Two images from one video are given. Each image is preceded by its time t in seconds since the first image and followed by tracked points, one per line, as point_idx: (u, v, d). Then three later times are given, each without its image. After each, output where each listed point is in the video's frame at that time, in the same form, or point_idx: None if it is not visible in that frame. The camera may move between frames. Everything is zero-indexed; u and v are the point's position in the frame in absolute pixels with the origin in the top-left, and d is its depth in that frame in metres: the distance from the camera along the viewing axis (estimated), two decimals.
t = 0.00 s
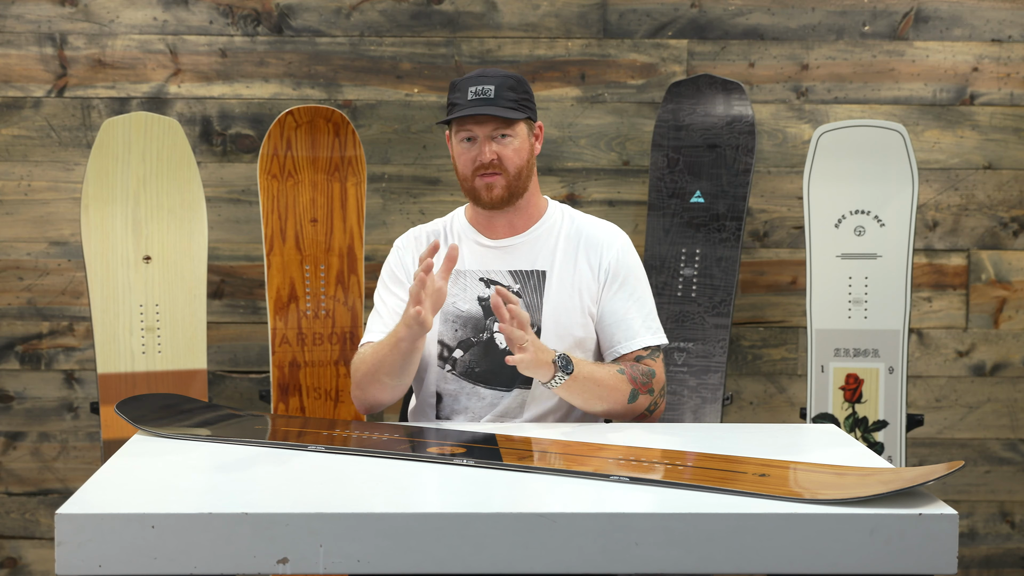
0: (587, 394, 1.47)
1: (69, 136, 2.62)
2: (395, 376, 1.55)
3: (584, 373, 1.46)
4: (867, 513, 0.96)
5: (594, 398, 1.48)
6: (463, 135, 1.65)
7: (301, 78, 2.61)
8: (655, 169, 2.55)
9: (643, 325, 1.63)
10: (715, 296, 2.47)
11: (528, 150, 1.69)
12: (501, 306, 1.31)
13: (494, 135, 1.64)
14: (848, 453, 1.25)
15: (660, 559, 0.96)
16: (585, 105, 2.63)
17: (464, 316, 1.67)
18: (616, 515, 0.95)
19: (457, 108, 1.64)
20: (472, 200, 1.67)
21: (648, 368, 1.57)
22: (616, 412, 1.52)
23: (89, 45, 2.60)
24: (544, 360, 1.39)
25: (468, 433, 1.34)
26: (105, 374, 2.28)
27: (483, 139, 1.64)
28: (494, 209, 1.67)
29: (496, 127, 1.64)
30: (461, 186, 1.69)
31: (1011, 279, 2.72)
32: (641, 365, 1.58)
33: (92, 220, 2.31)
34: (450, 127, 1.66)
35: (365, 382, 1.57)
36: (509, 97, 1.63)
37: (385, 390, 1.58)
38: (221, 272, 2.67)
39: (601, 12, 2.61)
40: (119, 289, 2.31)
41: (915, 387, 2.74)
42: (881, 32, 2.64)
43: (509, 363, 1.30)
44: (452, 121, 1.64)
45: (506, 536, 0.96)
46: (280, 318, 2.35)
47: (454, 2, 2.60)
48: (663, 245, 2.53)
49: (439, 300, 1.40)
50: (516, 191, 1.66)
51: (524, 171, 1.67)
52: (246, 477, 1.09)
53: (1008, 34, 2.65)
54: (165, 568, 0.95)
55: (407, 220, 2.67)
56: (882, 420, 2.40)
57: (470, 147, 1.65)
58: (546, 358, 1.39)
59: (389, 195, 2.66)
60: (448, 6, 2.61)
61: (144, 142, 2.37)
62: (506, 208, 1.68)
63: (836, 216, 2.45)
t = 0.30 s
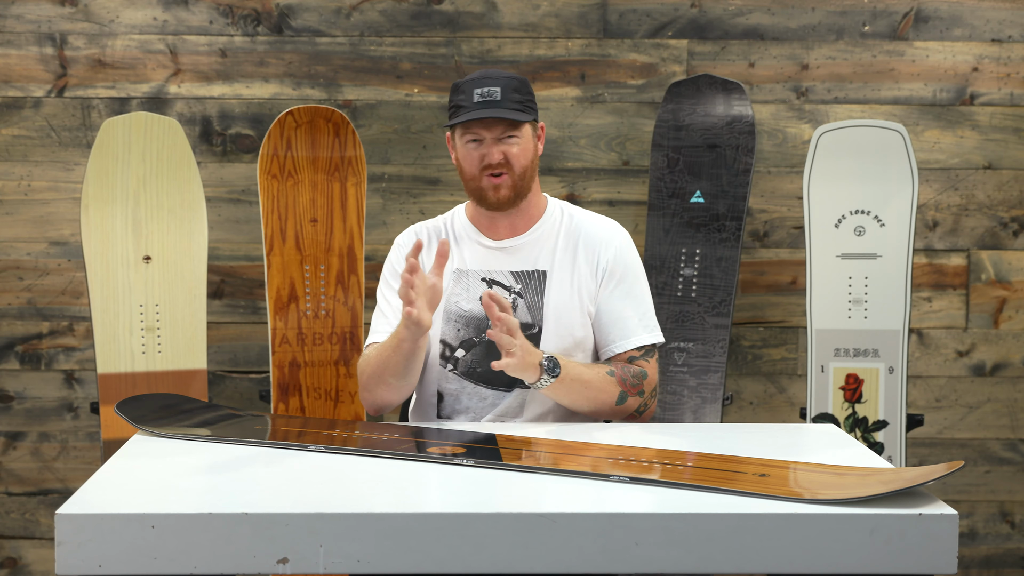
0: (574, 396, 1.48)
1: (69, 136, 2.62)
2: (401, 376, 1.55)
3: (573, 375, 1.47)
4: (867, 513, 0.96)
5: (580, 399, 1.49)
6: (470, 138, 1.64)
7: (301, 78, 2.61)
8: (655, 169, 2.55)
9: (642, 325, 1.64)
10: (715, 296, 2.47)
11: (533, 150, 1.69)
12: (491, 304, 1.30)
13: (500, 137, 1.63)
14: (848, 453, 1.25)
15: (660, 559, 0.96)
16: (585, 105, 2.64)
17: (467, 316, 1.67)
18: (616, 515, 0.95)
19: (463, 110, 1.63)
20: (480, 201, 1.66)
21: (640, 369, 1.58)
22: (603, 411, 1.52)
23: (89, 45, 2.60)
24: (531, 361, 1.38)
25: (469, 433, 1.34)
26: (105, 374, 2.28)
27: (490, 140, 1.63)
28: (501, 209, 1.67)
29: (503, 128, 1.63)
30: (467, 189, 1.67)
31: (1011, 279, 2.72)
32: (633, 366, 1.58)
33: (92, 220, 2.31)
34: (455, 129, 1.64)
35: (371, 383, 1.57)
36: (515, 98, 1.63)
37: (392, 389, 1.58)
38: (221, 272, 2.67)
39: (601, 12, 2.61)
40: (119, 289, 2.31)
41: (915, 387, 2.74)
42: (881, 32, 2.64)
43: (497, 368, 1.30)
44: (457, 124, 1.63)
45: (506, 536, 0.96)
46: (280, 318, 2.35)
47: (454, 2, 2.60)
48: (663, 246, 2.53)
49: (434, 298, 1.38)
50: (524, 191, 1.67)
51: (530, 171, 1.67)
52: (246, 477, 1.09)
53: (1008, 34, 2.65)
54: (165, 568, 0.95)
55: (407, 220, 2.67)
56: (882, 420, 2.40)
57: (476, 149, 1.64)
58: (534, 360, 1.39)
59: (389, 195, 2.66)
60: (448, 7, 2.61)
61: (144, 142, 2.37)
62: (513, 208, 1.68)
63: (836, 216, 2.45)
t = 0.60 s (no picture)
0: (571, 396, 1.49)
1: (69, 136, 2.62)
2: (416, 379, 1.54)
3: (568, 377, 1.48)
4: (867, 513, 0.96)
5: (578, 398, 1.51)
6: (477, 137, 1.64)
7: (301, 78, 2.61)
8: (655, 169, 2.55)
9: (639, 325, 1.64)
10: (715, 296, 2.47)
11: (539, 150, 1.69)
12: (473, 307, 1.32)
13: (508, 135, 1.64)
14: (847, 452, 1.25)
15: (660, 558, 0.96)
16: (585, 105, 2.64)
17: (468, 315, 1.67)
18: (616, 515, 0.95)
19: (470, 109, 1.62)
20: (485, 200, 1.65)
21: (633, 369, 1.58)
22: (599, 412, 1.53)
23: (89, 45, 2.60)
24: (518, 360, 1.40)
25: (470, 433, 1.34)
26: (105, 374, 2.28)
27: (498, 139, 1.63)
28: (507, 208, 1.66)
29: (510, 127, 1.63)
30: (472, 188, 1.66)
31: (1011, 279, 2.72)
32: (626, 366, 1.58)
33: (92, 220, 2.31)
34: (462, 127, 1.64)
35: (386, 386, 1.56)
36: (522, 98, 1.63)
37: (406, 391, 1.57)
38: (221, 272, 2.67)
39: (601, 12, 2.61)
40: (119, 289, 2.31)
41: (915, 387, 2.74)
42: (881, 32, 2.64)
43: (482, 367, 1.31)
44: (465, 123, 1.63)
45: (506, 536, 0.96)
46: (280, 318, 2.35)
47: (454, 2, 2.60)
48: (663, 245, 2.53)
49: (450, 300, 1.38)
50: (530, 190, 1.66)
51: (536, 170, 1.68)
52: (246, 477, 1.09)
53: (1008, 34, 2.65)
54: (165, 568, 0.95)
55: (407, 220, 2.67)
56: (882, 420, 2.40)
57: (484, 148, 1.64)
58: (520, 360, 1.41)
59: (389, 195, 2.66)
60: (448, 7, 2.61)
61: (144, 142, 2.37)
62: (518, 208, 1.67)
63: (836, 216, 2.45)
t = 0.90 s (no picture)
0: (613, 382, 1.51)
1: (69, 136, 2.62)
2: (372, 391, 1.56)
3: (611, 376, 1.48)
4: (867, 513, 0.96)
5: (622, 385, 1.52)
6: (488, 138, 1.63)
7: (301, 78, 2.62)
8: (655, 169, 2.55)
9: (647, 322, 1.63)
10: (715, 296, 2.47)
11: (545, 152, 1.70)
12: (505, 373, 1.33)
13: (519, 137, 1.64)
14: (848, 452, 1.25)
15: (660, 559, 0.96)
16: (585, 105, 2.64)
17: (466, 322, 1.67)
18: (616, 515, 0.95)
19: (481, 110, 1.62)
20: (495, 202, 1.64)
21: (667, 358, 1.57)
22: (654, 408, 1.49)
23: (89, 45, 2.60)
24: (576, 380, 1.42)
25: (471, 433, 1.34)
26: (105, 374, 2.28)
27: (509, 141, 1.63)
28: (514, 211, 1.66)
29: (521, 129, 1.64)
30: (481, 190, 1.65)
31: (1011, 279, 2.72)
32: (660, 357, 1.58)
33: (92, 220, 2.31)
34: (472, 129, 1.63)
35: (345, 398, 1.58)
36: (531, 99, 1.64)
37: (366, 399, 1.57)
38: (221, 272, 2.67)
39: (601, 12, 2.61)
40: (119, 289, 2.31)
41: (915, 387, 2.74)
42: (881, 32, 2.64)
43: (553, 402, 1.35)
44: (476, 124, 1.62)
45: (506, 536, 0.96)
46: (280, 318, 2.35)
47: (454, 2, 2.60)
48: (663, 245, 2.53)
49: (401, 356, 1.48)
50: (537, 192, 1.67)
51: (543, 172, 1.68)
52: (246, 477, 1.09)
53: (1008, 34, 2.65)
54: (165, 568, 0.95)
55: (407, 220, 2.67)
56: (882, 420, 2.40)
57: (494, 150, 1.64)
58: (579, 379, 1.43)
59: (389, 195, 2.66)
60: (448, 7, 2.61)
61: (144, 142, 2.37)
62: (524, 211, 1.67)
63: (836, 216, 2.45)
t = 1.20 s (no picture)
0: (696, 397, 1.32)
1: (69, 136, 2.62)
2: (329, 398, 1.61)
3: (711, 393, 1.30)
4: (867, 513, 0.96)
5: (690, 391, 1.35)
6: (489, 138, 1.64)
7: (301, 78, 2.61)
8: (655, 169, 2.55)
9: (650, 303, 1.53)
10: (715, 296, 2.47)
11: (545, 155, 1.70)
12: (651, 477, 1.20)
13: (521, 140, 1.64)
14: (848, 453, 1.25)
15: (660, 558, 0.96)
16: (585, 105, 2.64)
17: (455, 328, 1.66)
18: (617, 515, 0.95)
19: (483, 110, 1.63)
20: (494, 203, 1.63)
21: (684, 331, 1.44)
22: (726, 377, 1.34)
23: (89, 45, 2.60)
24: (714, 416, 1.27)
25: (469, 434, 1.34)
26: (106, 374, 2.28)
27: (512, 143, 1.63)
28: (514, 212, 1.64)
29: (523, 131, 1.64)
30: (480, 191, 1.64)
31: (1011, 279, 2.72)
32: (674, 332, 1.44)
33: (92, 220, 2.31)
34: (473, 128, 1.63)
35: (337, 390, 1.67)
36: (534, 101, 1.64)
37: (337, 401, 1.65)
38: (221, 272, 2.67)
39: (601, 12, 2.61)
40: (119, 289, 2.31)
41: (915, 387, 2.74)
42: (881, 32, 2.64)
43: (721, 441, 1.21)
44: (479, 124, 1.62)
45: (506, 536, 0.96)
46: (280, 318, 2.35)
47: (454, 2, 2.60)
48: (663, 245, 2.53)
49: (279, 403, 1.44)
50: (536, 194, 1.66)
51: (543, 175, 1.68)
52: (246, 476, 1.09)
53: (1008, 34, 2.65)
54: (165, 568, 0.95)
55: (407, 220, 2.67)
56: (882, 420, 2.40)
57: (496, 151, 1.64)
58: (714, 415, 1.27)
59: (389, 195, 2.66)
60: (448, 6, 2.61)
61: (144, 142, 2.37)
62: (522, 214, 1.67)
63: (836, 216, 2.45)
